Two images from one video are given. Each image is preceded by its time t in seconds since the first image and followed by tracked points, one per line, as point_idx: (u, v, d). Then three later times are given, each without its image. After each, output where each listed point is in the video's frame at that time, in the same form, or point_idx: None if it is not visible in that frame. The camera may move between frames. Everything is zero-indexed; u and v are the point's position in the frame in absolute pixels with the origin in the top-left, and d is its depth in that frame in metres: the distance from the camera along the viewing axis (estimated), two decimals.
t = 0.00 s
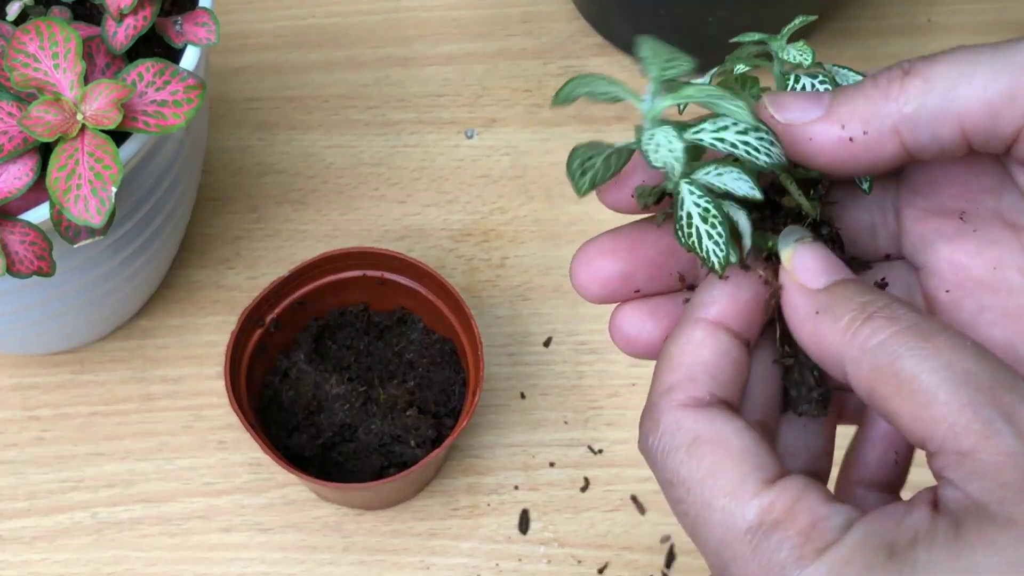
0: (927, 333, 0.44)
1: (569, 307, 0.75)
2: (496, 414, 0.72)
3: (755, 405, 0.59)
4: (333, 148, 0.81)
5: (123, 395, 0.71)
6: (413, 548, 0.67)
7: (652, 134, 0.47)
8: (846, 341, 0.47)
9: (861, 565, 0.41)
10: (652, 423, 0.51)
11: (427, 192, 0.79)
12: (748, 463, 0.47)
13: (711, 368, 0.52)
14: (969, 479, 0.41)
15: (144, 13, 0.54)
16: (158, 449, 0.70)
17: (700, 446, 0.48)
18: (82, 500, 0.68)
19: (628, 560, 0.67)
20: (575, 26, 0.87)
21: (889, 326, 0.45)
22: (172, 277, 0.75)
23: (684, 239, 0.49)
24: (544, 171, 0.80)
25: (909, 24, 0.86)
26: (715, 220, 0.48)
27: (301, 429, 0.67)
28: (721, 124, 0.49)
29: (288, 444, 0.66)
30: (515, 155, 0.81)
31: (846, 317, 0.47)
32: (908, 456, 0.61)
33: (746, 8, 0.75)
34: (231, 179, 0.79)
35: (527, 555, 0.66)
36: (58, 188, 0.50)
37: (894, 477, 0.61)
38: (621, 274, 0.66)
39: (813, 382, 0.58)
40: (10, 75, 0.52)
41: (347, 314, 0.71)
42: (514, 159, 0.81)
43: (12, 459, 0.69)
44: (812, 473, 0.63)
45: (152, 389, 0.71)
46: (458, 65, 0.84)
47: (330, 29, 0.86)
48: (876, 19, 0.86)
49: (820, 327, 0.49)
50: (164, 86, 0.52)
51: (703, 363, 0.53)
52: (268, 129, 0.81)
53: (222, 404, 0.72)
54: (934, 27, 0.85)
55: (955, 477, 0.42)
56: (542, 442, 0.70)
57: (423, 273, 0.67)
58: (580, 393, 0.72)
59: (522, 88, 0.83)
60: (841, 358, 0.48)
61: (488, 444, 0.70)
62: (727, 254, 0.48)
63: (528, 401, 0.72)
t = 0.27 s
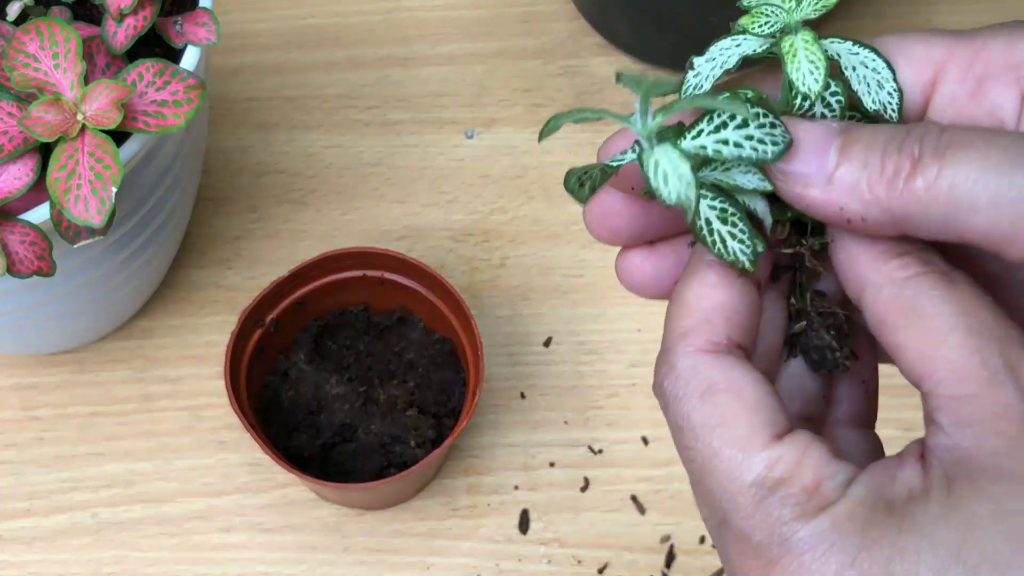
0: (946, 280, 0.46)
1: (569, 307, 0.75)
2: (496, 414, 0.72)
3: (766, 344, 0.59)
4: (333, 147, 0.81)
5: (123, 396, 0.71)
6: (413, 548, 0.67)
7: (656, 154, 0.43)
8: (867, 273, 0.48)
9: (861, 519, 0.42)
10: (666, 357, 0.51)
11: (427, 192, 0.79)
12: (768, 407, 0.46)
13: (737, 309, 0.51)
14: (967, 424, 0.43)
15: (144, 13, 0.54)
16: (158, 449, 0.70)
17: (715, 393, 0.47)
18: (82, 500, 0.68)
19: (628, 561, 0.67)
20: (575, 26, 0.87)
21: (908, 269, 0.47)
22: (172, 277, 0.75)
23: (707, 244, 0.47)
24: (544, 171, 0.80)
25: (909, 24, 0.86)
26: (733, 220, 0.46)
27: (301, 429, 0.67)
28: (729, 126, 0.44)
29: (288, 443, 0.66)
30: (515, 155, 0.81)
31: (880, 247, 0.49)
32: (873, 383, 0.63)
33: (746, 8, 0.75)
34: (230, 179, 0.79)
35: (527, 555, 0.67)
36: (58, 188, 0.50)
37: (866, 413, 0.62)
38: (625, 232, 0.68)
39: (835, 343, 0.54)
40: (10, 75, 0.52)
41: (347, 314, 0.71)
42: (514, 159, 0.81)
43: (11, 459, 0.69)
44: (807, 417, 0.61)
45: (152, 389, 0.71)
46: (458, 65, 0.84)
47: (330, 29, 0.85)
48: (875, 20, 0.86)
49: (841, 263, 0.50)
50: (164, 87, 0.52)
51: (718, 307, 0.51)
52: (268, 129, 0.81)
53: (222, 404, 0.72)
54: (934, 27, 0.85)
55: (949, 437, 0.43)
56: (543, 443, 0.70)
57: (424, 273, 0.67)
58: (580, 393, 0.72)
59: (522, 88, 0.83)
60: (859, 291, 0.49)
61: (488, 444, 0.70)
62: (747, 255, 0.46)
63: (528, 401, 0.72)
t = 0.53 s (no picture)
0: (858, 345, 0.45)
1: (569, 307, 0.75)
2: (496, 414, 0.72)
3: (704, 384, 0.64)
4: (333, 147, 0.81)
5: (123, 395, 0.71)
6: (413, 548, 0.67)
7: (549, 236, 0.49)
8: (775, 334, 0.47)
9: None
10: (605, 458, 0.57)
11: (427, 192, 0.79)
12: (692, 469, 0.54)
13: (653, 375, 0.60)
14: (872, 508, 0.43)
15: (144, 13, 0.54)
16: (158, 449, 0.69)
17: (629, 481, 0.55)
18: (82, 500, 0.68)
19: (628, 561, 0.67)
20: (574, 26, 0.87)
21: (819, 331, 0.46)
22: (172, 277, 0.75)
23: (583, 338, 0.53)
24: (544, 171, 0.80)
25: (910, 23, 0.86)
26: (610, 331, 0.52)
27: (301, 429, 0.67)
28: (543, 235, 0.49)
29: (288, 443, 0.66)
30: (515, 155, 0.81)
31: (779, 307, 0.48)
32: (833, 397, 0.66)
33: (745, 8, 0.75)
34: (230, 179, 0.79)
35: (527, 555, 0.66)
36: (58, 188, 0.50)
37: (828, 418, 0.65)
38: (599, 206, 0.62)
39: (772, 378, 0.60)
40: (10, 75, 0.52)
41: (347, 315, 0.71)
42: (514, 159, 0.80)
43: (11, 459, 0.69)
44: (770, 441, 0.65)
45: (152, 389, 0.71)
46: (458, 65, 0.84)
47: (329, 29, 0.85)
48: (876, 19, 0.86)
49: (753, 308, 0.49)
50: (164, 87, 0.52)
51: (638, 384, 0.59)
52: (268, 129, 0.81)
53: (222, 404, 0.71)
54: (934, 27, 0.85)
55: (855, 509, 0.44)
56: (543, 443, 0.70)
57: (424, 274, 0.67)
58: (581, 393, 0.72)
59: (522, 88, 0.83)
60: (763, 343, 0.49)
61: (488, 444, 0.70)
62: (621, 348, 0.52)
63: (528, 401, 0.72)
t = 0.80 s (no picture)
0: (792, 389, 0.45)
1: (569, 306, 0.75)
2: (497, 414, 0.71)
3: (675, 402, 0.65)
4: (334, 147, 0.81)
5: (123, 396, 0.71)
6: (413, 548, 0.67)
7: (449, 352, 0.46)
8: (716, 373, 0.48)
9: None
10: (573, 495, 0.60)
11: (427, 192, 0.79)
12: (657, 511, 0.58)
13: (613, 415, 0.61)
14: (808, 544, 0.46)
15: (144, 13, 0.54)
16: (158, 450, 0.69)
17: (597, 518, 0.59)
18: (82, 500, 0.68)
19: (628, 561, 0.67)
20: (575, 26, 0.87)
21: (754, 377, 0.46)
22: (171, 277, 0.75)
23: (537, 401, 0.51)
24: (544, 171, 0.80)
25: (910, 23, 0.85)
26: (561, 390, 0.51)
27: (301, 429, 0.67)
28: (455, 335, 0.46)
29: (288, 443, 0.66)
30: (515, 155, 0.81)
31: (715, 351, 0.47)
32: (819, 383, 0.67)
33: (746, 8, 0.75)
34: (230, 179, 0.79)
35: (527, 556, 0.67)
36: (58, 188, 0.50)
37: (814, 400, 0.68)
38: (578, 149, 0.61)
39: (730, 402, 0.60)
40: (10, 75, 0.52)
41: (347, 314, 0.71)
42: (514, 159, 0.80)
43: (11, 459, 0.69)
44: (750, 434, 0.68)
45: (151, 389, 0.71)
46: (459, 65, 0.84)
47: (329, 28, 0.85)
48: (877, 19, 0.86)
49: (696, 345, 0.49)
50: (164, 86, 0.52)
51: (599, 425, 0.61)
52: (268, 129, 0.81)
53: (222, 404, 0.71)
54: (935, 27, 0.85)
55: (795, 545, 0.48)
56: (543, 443, 0.70)
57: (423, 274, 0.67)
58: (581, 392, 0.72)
59: (522, 88, 0.83)
60: (712, 373, 0.48)
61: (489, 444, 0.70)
62: (575, 401, 0.52)
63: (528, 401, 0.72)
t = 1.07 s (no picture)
0: (727, 414, 0.44)
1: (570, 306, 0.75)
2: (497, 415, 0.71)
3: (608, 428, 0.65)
4: (333, 147, 0.81)
5: (122, 396, 0.71)
6: (413, 548, 0.67)
7: (381, 384, 0.44)
8: (653, 398, 0.46)
9: None
10: (511, 526, 0.60)
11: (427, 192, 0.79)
12: (595, 538, 0.59)
13: (549, 443, 0.60)
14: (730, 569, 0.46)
15: (143, 12, 0.54)
16: (158, 450, 0.69)
17: (535, 549, 0.59)
18: (82, 500, 0.68)
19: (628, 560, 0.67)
20: (575, 25, 0.87)
21: (689, 403, 0.44)
22: (171, 277, 0.75)
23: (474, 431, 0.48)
24: (544, 171, 0.80)
25: (911, 22, 0.85)
26: (498, 419, 0.47)
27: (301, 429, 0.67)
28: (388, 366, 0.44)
29: (288, 444, 0.66)
30: (515, 155, 0.81)
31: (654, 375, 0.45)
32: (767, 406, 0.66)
33: (746, 8, 0.74)
34: (229, 179, 0.79)
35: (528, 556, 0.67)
36: (58, 188, 0.50)
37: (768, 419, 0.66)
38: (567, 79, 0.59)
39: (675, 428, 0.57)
40: (10, 74, 0.52)
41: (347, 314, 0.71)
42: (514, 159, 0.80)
43: (9, 460, 0.69)
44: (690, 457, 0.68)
45: (151, 389, 0.71)
46: (459, 65, 0.84)
47: (329, 28, 0.85)
48: (877, 18, 0.86)
49: (631, 371, 0.46)
50: (164, 86, 0.52)
51: (536, 456, 0.60)
52: (267, 129, 0.81)
53: (221, 404, 0.71)
54: (935, 26, 0.85)
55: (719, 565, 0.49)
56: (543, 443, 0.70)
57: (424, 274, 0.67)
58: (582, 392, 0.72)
59: (522, 88, 0.83)
60: (640, 399, 0.47)
61: (489, 444, 0.70)
62: (512, 430, 0.48)
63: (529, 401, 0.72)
